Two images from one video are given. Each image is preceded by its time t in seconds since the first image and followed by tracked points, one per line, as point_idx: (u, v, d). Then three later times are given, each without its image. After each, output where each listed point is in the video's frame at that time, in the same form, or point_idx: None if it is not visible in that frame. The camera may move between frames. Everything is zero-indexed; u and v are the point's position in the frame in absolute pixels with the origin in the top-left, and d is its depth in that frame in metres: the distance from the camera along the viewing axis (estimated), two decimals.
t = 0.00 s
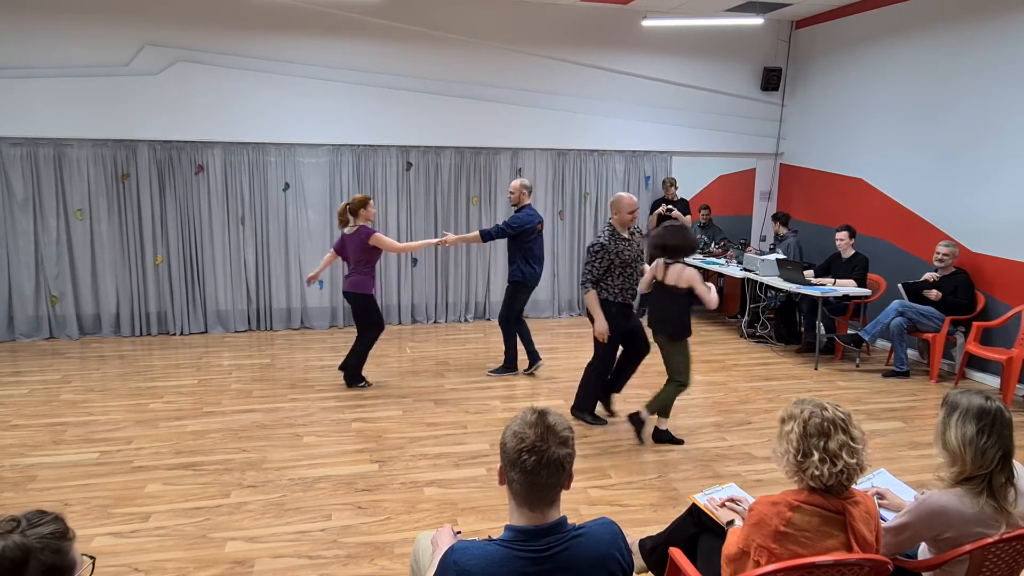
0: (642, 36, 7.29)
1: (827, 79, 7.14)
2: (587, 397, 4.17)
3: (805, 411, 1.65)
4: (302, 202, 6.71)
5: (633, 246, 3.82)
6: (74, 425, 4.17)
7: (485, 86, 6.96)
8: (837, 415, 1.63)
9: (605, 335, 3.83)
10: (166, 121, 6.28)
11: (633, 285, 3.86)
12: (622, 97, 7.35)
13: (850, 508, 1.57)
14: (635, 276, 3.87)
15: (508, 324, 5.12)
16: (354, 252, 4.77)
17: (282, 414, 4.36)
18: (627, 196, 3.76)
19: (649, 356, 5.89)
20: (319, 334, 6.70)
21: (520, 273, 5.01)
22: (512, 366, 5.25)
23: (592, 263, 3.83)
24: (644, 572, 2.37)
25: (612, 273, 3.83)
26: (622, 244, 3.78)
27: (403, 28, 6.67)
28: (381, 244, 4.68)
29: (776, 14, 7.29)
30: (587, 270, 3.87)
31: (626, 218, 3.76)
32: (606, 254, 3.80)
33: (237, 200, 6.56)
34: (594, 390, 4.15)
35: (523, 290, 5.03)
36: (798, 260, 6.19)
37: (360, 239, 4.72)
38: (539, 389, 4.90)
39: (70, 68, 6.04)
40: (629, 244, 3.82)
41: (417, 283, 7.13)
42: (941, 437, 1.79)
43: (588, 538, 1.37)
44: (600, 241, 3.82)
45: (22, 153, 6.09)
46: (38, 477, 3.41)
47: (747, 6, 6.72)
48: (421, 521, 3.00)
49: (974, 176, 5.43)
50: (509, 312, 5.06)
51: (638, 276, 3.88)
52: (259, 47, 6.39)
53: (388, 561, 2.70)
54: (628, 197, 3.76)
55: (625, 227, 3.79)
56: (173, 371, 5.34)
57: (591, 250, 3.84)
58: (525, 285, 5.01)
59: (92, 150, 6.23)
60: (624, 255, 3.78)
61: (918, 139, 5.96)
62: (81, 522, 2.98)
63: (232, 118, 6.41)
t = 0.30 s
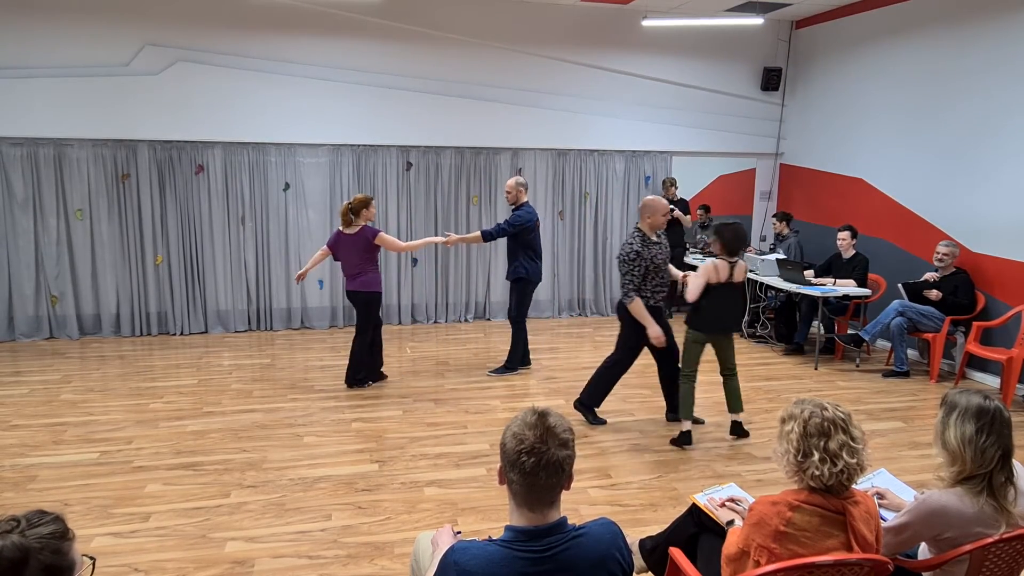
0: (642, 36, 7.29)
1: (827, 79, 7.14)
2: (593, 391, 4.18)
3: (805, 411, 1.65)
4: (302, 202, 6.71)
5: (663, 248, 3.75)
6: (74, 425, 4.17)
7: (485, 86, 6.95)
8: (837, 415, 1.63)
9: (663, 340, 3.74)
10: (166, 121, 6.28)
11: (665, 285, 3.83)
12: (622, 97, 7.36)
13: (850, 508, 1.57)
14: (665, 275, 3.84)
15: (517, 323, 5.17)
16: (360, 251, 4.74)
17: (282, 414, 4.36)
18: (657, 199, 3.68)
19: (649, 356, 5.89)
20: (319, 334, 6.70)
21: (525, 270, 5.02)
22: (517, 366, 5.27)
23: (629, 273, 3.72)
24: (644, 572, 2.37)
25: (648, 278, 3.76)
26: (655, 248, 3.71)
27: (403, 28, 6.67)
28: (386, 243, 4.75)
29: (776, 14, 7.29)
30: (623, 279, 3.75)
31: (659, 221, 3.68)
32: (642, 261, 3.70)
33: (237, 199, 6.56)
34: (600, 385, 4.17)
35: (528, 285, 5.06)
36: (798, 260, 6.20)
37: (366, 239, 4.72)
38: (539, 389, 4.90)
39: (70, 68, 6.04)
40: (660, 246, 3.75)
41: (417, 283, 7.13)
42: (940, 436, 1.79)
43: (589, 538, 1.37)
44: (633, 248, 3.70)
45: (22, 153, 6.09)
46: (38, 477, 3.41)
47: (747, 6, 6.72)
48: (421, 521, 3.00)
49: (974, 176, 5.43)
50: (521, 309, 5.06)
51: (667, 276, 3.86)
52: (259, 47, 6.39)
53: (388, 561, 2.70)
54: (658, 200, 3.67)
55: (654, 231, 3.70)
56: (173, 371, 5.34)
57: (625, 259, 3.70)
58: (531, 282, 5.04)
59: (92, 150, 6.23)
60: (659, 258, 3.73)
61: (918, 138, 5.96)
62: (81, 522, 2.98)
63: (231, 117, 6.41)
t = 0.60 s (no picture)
0: (642, 36, 7.29)
1: (827, 79, 7.14)
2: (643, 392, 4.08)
3: (805, 411, 1.65)
4: (302, 202, 6.72)
5: (693, 249, 3.74)
6: (75, 425, 4.17)
7: (485, 86, 6.95)
8: (837, 415, 1.63)
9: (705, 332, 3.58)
10: (166, 121, 6.28)
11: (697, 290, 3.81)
12: (622, 97, 7.36)
13: (850, 508, 1.57)
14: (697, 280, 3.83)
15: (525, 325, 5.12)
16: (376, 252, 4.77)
17: (282, 414, 4.36)
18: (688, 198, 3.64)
19: (649, 356, 5.89)
20: (319, 334, 6.70)
21: (533, 270, 5.04)
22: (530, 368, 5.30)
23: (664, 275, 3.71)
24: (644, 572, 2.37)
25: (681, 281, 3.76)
26: (688, 248, 3.71)
27: (403, 28, 6.67)
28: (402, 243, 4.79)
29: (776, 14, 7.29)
30: (658, 283, 3.74)
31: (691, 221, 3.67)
32: (674, 262, 3.70)
33: (237, 199, 6.56)
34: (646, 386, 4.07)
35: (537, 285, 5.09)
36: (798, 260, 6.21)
37: (383, 239, 4.76)
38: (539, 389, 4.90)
39: (69, 68, 6.04)
40: (692, 248, 3.74)
41: (417, 283, 7.13)
42: (940, 436, 1.79)
43: (589, 538, 1.37)
44: (665, 249, 3.70)
45: (22, 153, 6.09)
46: (38, 478, 3.41)
47: (746, 6, 6.72)
48: (421, 521, 3.00)
49: (975, 176, 5.43)
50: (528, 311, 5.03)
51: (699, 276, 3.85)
52: (259, 47, 6.39)
53: (388, 561, 2.70)
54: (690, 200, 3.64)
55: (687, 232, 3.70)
56: (173, 371, 5.34)
57: (658, 261, 3.70)
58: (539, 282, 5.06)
59: (92, 150, 6.23)
60: (691, 260, 3.72)
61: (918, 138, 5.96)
62: (81, 522, 2.98)
63: (231, 118, 6.41)
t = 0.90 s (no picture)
0: (642, 36, 7.29)
1: (827, 79, 7.14)
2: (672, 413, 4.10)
3: (805, 411, 1.65)
4: (302, 202, 6.72)
5: (713, 247, 3.66)
6: (74, 425, 4.17)
7: (484, 86, 6.95)
8: (837, 415, 1.63)
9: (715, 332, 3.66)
10: (166, 121, 6.28)
11: (713, 290, 3.72)
12: (622, 97, 7.36)
13: (850, 508, 1.57)
14: (714, 280, 3.73)
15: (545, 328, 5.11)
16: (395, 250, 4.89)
17: (282, 414, 4.36)
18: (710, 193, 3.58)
19: (649, 356, 5.89)
20: (319, 334, 6.70)
21: (541, 272, 5.02)
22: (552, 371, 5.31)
23: (684, 266, 3.60)
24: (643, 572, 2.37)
25: (699, 277, 3.66)
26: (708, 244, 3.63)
27: (404, 28, 6.67)
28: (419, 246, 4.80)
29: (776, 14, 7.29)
30: (676, 274, 3.63)
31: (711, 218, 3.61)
32: (696, 255, 3.60)
33: (237, 200, 6.56)
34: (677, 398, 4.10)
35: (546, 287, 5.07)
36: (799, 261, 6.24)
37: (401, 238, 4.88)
38: (539, 389, 4.90)
39: (69, 68, 6.04)
40: (712, 245, 3.67)
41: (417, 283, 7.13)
42: (940, 436, 1.79)
43: (589, 538, 1.37)
44: (687, 241, 3.60)
45: (22, 153, 6.09)
46: (38, 478, 3.41)
47: (746, 6, 6.73)
48: (421, 521, 3.00)
49: (975, 176, 5.43)
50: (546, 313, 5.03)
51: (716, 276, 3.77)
52: (259, 47, 6.39)
53: (388, 561, 2.69)
54: (713, 195, 3.58)
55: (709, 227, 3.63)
56: (173, 371, 5.34)
57: (679, 252, 3.59)
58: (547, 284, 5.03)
59: (92, 150, 6.23)
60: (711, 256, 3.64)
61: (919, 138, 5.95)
62: (81, 522, 2.98)
63: (232, 118, 6.41)
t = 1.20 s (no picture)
0: (643, 36, 7.29)
1: (827, 79, 7.14)
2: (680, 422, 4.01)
3: (805, 411, 1.65)
4: (302, 202, 6.72)
5: (716, 245, 3.65)
6: (75, 425, 4.17)
7: (484, 86, 6.95)
8: (837, 415, 1.63)
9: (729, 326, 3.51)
10: (166, 121, 6.28)
11: (717, 289, 3.70)
12: (623, 97, 7.36)
13: (850, 508, 1.57)
14: (719, 279, 3.71)
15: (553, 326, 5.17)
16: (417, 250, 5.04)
17: (282, 414, 4.36)
18: (711, 191, 3.59)
19: (649, 355, 5.89)
20: (319, 334, 6.71)
21: (549, 272, 5.01)
22: (564, 366, 5.34)
23: (685, 263, 3.60)
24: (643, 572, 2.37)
25: (701, 275, 3.64)
26: (710, 242, 3.62)
27: (404, 28, 6.67)
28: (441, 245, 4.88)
29: (777, 14, 7.29)
30: (678, 271, 3.62)
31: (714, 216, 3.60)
32: (697, 252, 3.59)
33: (237, 200, 6.56)
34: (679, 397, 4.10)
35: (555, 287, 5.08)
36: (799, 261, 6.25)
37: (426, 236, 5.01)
38: (539, 389, 4.90)
39: (69, 68, 6.04)
40: (715, 244, 3.64)
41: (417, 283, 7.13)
42: (940, 436, 1.79)
43: (589, 538, 1.37)
44: (688, 238, 3.61)
45: (22, 154, 6.10)
46: (38, 477, 3.41)
47: (746, 6, 6.73)
48: (421, 521, 3.00)
49: (974, 176, 5.43)
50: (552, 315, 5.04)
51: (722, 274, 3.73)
52: (259, 47, 6.39)
53: (388, 561, 2.70)
54: (713, 194, 3.59)
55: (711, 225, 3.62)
56: (173, 371, 5.34)
57: (680, 248, 3.60)
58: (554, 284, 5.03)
59: (93, 150, 6.23)
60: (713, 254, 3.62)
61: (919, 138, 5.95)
62: (81, 522, 2.98)
63: (232, 118, 6.41)
